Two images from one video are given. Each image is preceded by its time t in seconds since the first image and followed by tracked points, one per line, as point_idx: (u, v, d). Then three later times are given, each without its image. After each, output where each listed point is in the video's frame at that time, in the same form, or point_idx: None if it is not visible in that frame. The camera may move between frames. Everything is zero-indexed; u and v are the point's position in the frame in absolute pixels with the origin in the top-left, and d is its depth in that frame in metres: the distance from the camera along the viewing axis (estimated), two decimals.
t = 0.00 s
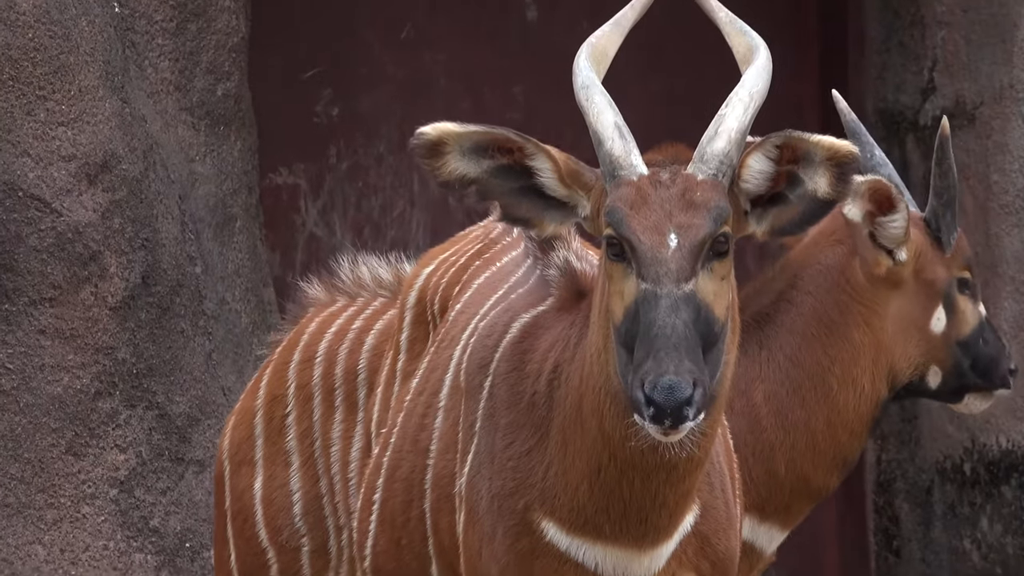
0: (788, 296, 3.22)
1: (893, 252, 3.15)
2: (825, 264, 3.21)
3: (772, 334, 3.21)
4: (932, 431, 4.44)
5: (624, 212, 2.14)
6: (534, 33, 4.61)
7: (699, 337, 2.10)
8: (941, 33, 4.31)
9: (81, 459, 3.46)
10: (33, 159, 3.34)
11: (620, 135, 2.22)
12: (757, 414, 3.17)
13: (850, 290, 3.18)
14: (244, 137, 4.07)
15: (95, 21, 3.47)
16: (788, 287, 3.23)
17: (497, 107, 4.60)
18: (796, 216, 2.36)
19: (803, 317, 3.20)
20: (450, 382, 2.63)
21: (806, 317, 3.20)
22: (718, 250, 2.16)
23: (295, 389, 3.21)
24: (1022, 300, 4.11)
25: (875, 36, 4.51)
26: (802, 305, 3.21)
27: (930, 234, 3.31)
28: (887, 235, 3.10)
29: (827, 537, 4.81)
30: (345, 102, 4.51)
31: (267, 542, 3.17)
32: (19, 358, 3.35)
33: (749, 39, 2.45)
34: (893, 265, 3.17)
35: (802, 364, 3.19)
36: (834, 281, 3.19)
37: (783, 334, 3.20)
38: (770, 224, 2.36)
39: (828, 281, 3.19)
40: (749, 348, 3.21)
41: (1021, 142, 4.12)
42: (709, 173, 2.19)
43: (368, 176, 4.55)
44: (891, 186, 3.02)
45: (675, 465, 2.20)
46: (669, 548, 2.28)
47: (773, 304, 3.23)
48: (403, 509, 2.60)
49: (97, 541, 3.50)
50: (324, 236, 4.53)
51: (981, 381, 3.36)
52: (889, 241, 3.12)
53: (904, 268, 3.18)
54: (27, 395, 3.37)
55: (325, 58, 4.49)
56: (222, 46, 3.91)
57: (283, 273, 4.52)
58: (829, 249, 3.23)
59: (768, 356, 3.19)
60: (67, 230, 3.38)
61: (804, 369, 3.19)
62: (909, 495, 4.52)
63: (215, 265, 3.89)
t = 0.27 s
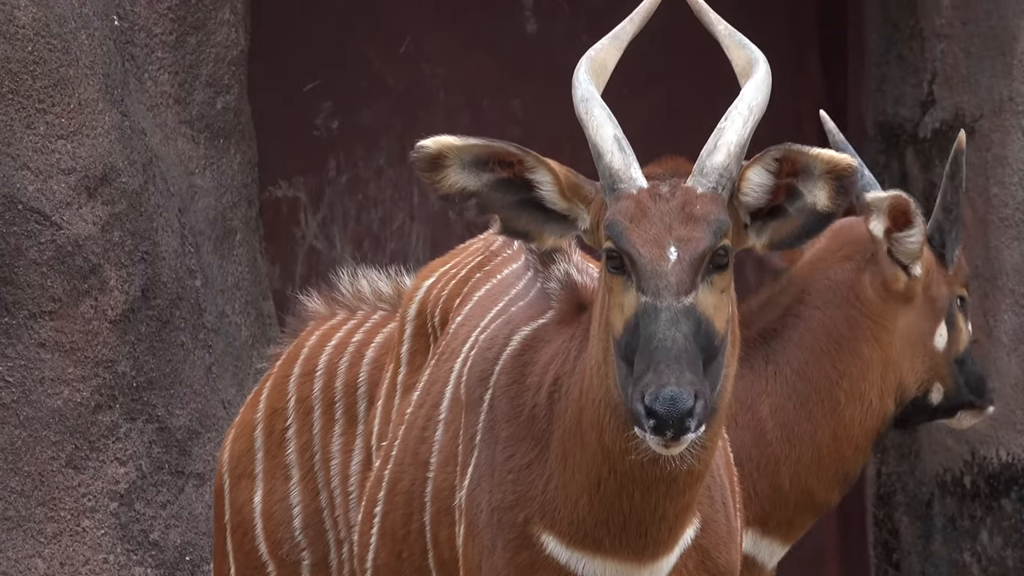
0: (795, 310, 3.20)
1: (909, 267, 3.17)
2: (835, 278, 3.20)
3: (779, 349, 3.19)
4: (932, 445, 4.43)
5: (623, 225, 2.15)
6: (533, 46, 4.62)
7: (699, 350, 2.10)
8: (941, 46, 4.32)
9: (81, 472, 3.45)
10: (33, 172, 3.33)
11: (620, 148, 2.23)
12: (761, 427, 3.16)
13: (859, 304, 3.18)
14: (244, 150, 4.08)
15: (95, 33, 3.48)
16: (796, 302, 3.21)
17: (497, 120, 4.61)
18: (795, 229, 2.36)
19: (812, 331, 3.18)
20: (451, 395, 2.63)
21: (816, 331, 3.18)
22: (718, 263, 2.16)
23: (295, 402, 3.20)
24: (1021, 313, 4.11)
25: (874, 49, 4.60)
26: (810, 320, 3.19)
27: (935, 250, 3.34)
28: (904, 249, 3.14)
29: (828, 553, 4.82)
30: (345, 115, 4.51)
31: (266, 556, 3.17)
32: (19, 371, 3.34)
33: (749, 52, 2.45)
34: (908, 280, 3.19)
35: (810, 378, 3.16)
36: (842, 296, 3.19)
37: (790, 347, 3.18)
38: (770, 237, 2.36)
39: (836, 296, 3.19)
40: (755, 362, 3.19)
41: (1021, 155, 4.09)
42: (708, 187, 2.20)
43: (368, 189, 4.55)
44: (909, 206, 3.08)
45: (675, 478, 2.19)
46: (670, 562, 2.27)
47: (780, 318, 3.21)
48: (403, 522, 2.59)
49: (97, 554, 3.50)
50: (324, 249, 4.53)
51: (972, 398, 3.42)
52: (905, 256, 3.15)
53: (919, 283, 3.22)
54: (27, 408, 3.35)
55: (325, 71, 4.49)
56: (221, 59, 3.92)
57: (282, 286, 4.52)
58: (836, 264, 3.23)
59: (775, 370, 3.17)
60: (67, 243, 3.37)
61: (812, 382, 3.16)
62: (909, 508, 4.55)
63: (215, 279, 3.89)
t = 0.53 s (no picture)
0: (808, 318, 3.22)
1: (921, 277, 3.14)
2: (849, 287, 3.22)
3: (792, 355, 3.21)
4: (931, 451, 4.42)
5: (622, 231, 2.15)
6: (533, 52, 4.63)
7: (698, 355, 2.10)
8: (941, 52, 4.33)
9: (80, 478, 3.45)
10: (33, 178, 3.31)
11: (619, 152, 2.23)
12: (773, 432, 3.16)
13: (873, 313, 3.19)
14: (243, 156, 4.09)
15: (94, 40, 3.48)
16: (810, 309, 3.23)
17: (497, 126, 4.62)
18: (794, 236, 2.36)
19: (827, 338, 3.20)
20: (451, 401, 2.63)
21: (832, 340, 3.19)
22: (717, 269, 2.16)
23: (297, 409, 3.21)
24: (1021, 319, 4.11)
25: (874, 54, 4.61)
26: (825, 327, 3.21)
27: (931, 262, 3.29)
28: (919, 261, 3.10)
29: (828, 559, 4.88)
30: (345, 121, 4.52)
31: (267, 562, 3.17)
32: (18, 377, 3.32)
33: (749, 57, 2.45)
34: (919, 290, 3.17)
35: (825, 384, 3.18)
36: (856, 305, 3.20)
37: (804, 353, 3.20)
38: (769, 242, 2.37)
39: (851, 304, 3.20)
40: (767, 368, 3.21)
41: (1021, 161, 4.09)
42: (708, 192, 2.20)
43: (367, 195, 4.55)
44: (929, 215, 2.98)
45: (674, 483, 2.19)
46: (670, 566, 2.27)
47: (792, 324, 3.23)
48: (403, 528, 2.59)
49: (96, 560, 3.50)
50: (324, 255, 4.54)
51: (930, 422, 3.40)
52: (919, 267, 3.11)
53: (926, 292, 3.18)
54: (26, 415, 3.34)
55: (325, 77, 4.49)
56: (221, 66, 3.93)
57: (282, 292, 4.52)
58: (848, 274, 3.24)
59: (790, 374, 3.19)
60: (66, 249, 3.37)
61: (826, 388, 3.18)
62: (908, 513, 4.53)
63: (215, 285, 3.89)
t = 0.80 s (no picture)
0: (816, 326, 3.28)
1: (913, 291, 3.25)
2: (852, 299, 3.29)
3: (800, 363, 3.26)
4: (929, 458, 4.43)
5: (620, 240, 2.15)
6: (531, 61, 4.63)
7: (695, 363, 2.10)
8: (939, 61, 4.34)
9: (78, 486, 3.44)
10: (31, 186, 3.31)
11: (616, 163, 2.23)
12: (789, 438, 3.19)
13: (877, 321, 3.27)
14: (241, 165, 4.09)
15: (92, 48, 3.48)
16: (815, 318, 3.30)
17: (495, 135, 4.62)
18: (792, 244, 2.37)
19: (835, 347, 3.25)
20: (449, 409, 2.63)
21: (840, 348, 3.25)
22: (714, 277, 2.16)
23: (296, 420, 3.20)
24: (1019, 327, 4.10)
25: (871, 63, 4.68)
26: (833, 336, 3.26)
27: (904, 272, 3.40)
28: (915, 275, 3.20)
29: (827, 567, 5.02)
30: (343, 129, 4.52)
31: (268, 572, 3.16)
32: (16, 386, 3.32)
33: (747, 66, 2.45)
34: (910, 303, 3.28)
35: (836, 391, 3.23)
36: (861, 314, 3.27)
37: (813, 359, 3.25)
38: (766, 251, 2.37)
39: (857, 313, 3.27)
40: (777, 376, 3.25)
41: (1018, 170, 4.09)
42: (705, 201, 2.20)
43: (365, 204, 4.55)
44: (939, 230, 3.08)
45: (672, 492, 2.19)
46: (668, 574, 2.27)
47: (801, 332, 3.29)
48: (402, 536, 2.59)
49: (93, 568, 3.49)
50: (321, 263, 4.53)
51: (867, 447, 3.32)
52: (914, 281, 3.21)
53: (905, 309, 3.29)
54: (24, 423, 3.34)
55: (322, 86, 4.50)
56: (218, 74, 3.94)
57: (280, 301, 4.52)
58: (848, 283, 3.31)
59: (801, 382, 3.24)
60: (64, 257, 3.36)
61: (836, 396, 3.23)
62: (906, 521, 4.58)
63: (213, 294, 3.89)
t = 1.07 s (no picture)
0: (816, 334, 3.28)
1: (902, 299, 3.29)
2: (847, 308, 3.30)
3: (802, 370, 3.25)
4: (928, 464, 4.43)
5: (619, 246, 2.15)
6: (530, 67, 4.64)
7: (693, 370, 2.10)
8: (938, 67, 4.35)
9: (77, 492, 3.44)
10: (30, 193, 3.31)
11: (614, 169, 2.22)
12: (796, 444, 3.19)
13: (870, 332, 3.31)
14: (240, 171, 4.08)
15: (92, 54, 3.49)
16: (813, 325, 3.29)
17: (495, 141, 4.63)
18: (791, 250, 2.36)
19: (835, 354, 3.26)
20: (448, 415, 2.62)
21: (840, 356, 3.26)
22: (713, 284, 2.16)
23: (293, 427, 3.20)
24: (1018, 333, 4.10)
25: (870, 69, 4.69)
26: (833, 343, 3.26)
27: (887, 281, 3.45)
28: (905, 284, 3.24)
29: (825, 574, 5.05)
30: (342, 135, 4.52)
31: None
32: (15, 392, 3.32)
33: (746, 71, 2.45)
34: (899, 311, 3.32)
35: (839, 399, 3.24)
36: (858, 325, 3.29)
37: (815, 367, 3.25)
38: (766, 257, 2.37)
39: (854, 324, 3.28)
40: (780, 384, 3.24)
41: (1018, 176, 4.09)
42: (704, 208, 2.20)
43: (364, 210, 4.56)
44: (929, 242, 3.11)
45: (670, 497, 2.19)
46: None
47: (801, 339, 3.28)
48: (402, 542, 2.59)
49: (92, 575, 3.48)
50: (320, 270, 4.53)
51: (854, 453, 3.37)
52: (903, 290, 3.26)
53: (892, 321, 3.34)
54: (23, 429, 3.34)
55: (321, 92, 4.50)
56: (218, 81, 3.94)
57: (279, 307, 4.52)
58: (841, 294, 3.32)
59: (805, 389, 3.23)
60: (63, 263, 3.36)
61: (839, 404, 3.23)
62: (905, 527, 4.57)
63: (212, 300, 3.89)
